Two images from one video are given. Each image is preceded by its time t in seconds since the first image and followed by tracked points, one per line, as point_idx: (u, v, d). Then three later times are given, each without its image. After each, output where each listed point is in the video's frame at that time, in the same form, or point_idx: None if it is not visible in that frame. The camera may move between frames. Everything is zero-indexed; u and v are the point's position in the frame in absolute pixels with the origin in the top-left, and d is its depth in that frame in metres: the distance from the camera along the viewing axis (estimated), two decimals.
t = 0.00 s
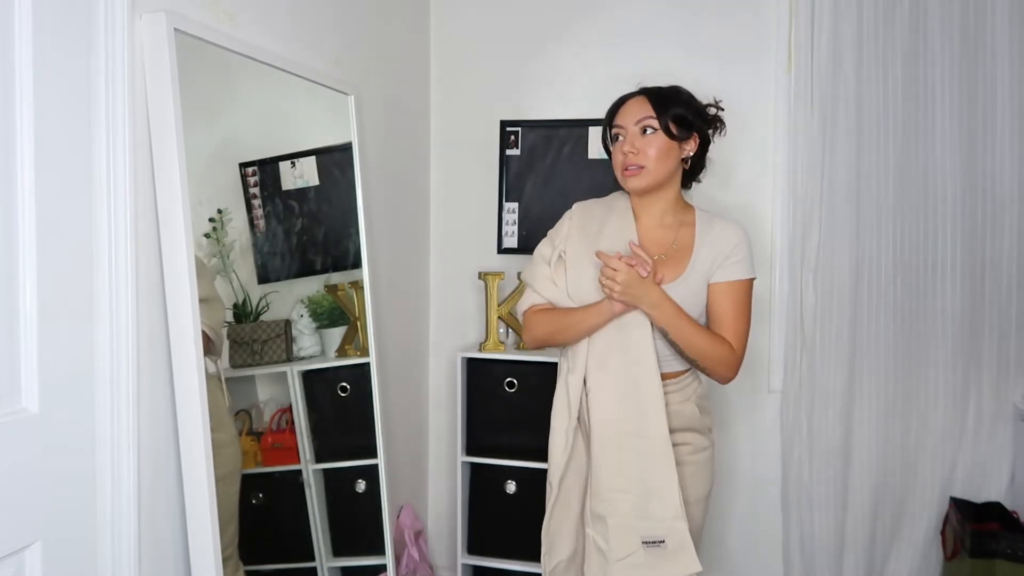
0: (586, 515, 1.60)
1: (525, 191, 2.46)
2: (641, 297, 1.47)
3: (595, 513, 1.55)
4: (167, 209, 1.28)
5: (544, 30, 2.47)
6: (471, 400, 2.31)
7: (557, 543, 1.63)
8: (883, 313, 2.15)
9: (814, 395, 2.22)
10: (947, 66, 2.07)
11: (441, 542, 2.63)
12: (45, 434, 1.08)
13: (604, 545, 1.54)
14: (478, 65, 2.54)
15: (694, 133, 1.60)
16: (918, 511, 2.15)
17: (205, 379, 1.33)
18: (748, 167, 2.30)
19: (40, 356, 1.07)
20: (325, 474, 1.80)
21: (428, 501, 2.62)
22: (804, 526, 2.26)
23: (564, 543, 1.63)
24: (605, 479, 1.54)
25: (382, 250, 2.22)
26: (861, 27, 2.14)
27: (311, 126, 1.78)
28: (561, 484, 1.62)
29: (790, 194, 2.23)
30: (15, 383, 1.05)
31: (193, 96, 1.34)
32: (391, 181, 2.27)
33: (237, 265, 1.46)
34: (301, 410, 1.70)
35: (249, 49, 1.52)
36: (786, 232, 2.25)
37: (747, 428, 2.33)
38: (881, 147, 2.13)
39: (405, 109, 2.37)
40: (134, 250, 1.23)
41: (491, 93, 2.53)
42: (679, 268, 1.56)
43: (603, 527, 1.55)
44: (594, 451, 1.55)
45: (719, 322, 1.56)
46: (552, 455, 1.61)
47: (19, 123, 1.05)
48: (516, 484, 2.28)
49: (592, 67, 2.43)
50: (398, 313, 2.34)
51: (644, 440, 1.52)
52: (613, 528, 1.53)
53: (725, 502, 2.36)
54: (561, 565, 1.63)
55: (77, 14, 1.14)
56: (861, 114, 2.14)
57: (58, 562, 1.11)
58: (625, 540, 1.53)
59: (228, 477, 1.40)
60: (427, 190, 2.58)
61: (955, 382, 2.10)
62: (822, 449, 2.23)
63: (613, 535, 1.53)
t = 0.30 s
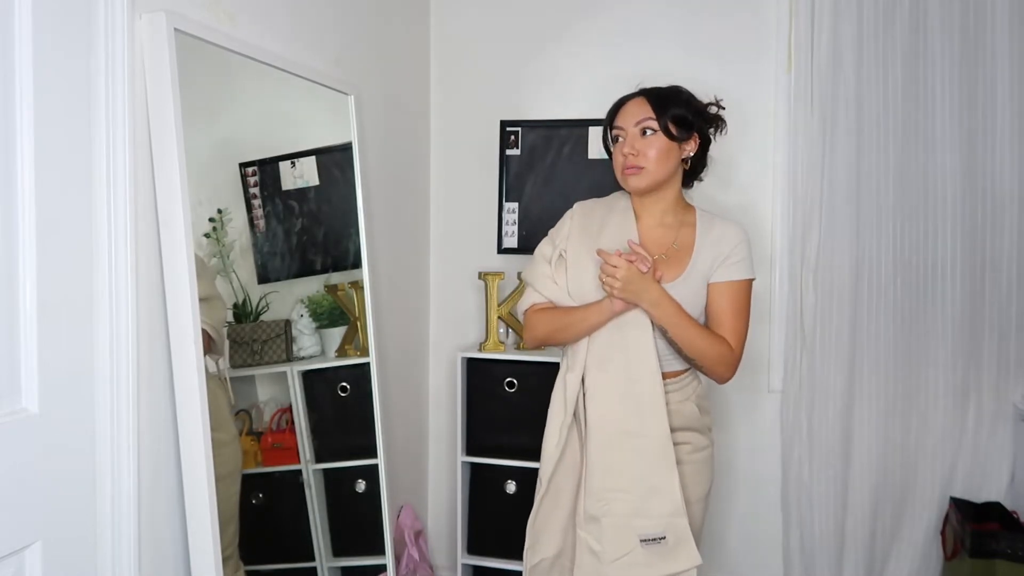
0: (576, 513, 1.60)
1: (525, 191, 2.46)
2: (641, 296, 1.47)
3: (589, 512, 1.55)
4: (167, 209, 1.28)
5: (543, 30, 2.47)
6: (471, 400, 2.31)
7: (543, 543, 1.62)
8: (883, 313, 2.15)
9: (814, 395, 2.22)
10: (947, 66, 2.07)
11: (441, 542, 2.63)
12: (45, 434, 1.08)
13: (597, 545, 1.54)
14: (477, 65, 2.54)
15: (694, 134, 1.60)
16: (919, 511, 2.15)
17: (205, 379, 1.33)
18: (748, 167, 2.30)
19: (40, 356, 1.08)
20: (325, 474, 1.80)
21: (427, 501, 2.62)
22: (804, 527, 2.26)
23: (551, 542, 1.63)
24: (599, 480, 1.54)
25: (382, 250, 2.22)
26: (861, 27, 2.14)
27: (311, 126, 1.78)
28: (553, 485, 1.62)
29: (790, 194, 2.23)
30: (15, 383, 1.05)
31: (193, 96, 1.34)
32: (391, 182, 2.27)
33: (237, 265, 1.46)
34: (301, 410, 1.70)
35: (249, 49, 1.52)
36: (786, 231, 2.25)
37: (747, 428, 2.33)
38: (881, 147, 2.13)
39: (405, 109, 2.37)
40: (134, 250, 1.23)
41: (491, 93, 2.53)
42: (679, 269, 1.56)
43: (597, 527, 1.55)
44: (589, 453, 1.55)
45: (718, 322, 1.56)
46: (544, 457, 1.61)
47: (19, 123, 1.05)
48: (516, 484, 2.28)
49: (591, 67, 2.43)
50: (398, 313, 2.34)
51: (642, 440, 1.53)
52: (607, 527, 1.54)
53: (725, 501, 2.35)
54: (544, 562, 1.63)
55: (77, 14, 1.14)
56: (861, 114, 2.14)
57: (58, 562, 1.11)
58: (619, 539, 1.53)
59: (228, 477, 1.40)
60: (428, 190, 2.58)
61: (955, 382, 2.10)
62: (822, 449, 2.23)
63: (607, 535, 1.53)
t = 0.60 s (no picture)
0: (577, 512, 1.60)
1: (525, 191, 2.46)
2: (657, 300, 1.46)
3: (589, 511, 1.55)
4: (167, 209, 1.28)
5: (543, 30, 2.47)
6: (471, 400, 2.31)
7: (548, 543, 1.62)
8: (883, 313, 2.15)
9: (814, 395, 2.22)
10: (946, 66, 2.07)
11: (441, 542, 2.62)
12: (45, 434, 1.08)
13: (597, 544, 1.54)
14: (477, 65, 2.54)
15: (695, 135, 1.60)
16: (919, 511, 2.15)
17: (205, 378, 1.33)
18: (748, 167, 2.30)
19: (40, 356, 1.08)
20: (325, 474, 1.80)
21: (427, 501, 2.62)
22: (804, 527, 2.26)
23: (553, 542, 1.63)
24: (598, 479, 1.54)
25: (382, 250, 2.22)
26: (861, 27, 2.14)
27: (311, 125, 1.78)
28: (553, 484, 1.62)
29: (790, 194, 2.23)
30: (15, 383, 1.05)
31: (192, 96, 1.34)
32: (391, 181, 2.27)
33: (237, 265, 1.46)
34: (301, 410, 1.70)
35: (249, 49, 1.52)
36: (786, 231, 2.25)
37: (747, 428, 2.33)
38: (881, 147, 2.13)
39: (405, 109, 2.37)
40: (134, 250, 1.23)
41: (491, 93, 2.53)
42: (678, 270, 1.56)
43: (597, 525, 1.55)
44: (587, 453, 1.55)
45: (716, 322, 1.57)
46: (546, 457, 1.61)
47: (19, 123, 1.05)
48: (516, 484, 2.28)
49: (591, 67, 2.43)
50: (398, 313, 2.34)
51: (642, 439, 1.53)
52: (607, 526, 1.53)
53: (725, 502, 2.35)
54: (550, 563, 1.63)
55: (77, 14, 1.14)
56: (861, 114, 2.14)
57: (58, 562, 1.11)
58: (619, 537, 1.53)
59: (228, 477, 1.40)
60: (428, 190, 2.58)
61: (955, 382, 2.11)
62: (822, 449, 2.23)
63: (606, 533, 1.53)
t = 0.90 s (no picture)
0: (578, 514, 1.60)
1: (525, 191, 2.46)
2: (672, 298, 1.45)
3: (589, 513, 1.55)
4: (167, 209, 1.28)
5: (543, 30, 2.47)
6: (471, 400, 2.31)
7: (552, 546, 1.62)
8: (883, 314, 2.15)
9: (814, 396, 2.22)
10: (947, 67, 2.07)
11: (441, 542, 2.63)
12: (45, 434, 1.08)
13: (596, 546, 1.54)
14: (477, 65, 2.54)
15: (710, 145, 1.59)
16: (919, 511, 2.15)
17: (205, 378, 1.33)
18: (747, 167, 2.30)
19: (40, 356, 1.07)
20: (325, 474, 1.80)
21: (427, 501, 2.62)
22: (804, 527, 2.26)
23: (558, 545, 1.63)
24: (597, 482, 1.54)
25: (382, 250, 2.22)
26: (861, 27, 2.14)
27: (311, 125, 1.78)
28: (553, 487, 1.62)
29: (790, 194, 2.23)
30: (15, 383, 1.05)
31: (193, 95, 1.34)
32: (390, 181, 2.27)
33: (237, 264, 1.46)
34: (301, 410, 1.70)
35: (249, 49, 1.52)
36: (786, 230, 2.25)
37: (747, 428, 2.33)
38: (881, 147, 2.13)
39: (405, 108, 2.37)
40: (134, 250, 1.23)
41: (491, 93, 2.53)
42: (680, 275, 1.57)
43: (596, 528, 1.55)
44: (585, 456, 1.55)
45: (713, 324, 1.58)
46: (545, 460, 1.61)
47: (19, 122, 1.05)
48: (517, 484, 2.28)
49: (591, 67, 2.43)
50: (398, 313, 2.34)
51: (640, 441, 1.53)
52: (606, 528, 1.54)
53: (724, 501, 2.35)
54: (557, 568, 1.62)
55: (77, 14, 1.14)
56: (861, 114, 2.14)
57: (58, 562, 1.11)
58: (619, 539, 1.53)
59: (229, 477, 1.40)
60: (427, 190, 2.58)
61: (955, 382, 2.11)
62: (822, 448, 2.23)
63: (607, 535, 1.53)
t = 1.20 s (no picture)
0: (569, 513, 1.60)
1: (525, 191, 2.46)
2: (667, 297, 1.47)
3: (579, 515, 1.55)
4: (167, 209, 1.28)
5: (543, 30, 2.47)
6: (471, 400, 2.31)
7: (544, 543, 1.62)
8: (883, 314, 2.15)
9: (814, 395, 2.22)
10: (947, 68, 2.07)
11: (441, 541, 2.63)
12: (45, 434, 1.08)
13: (583, 547, 1.54)
14: (477, 65, 2.54)
15: (713, 148, 1.57)
16: (919, 511, 2.15)
17: (205, 378, 1.33)
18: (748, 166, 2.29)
19: (40, 356, 1.08)
20: (325, 474, 1.80)
21: (427, 501, 2.62)
22: (803, 527, 2.26)
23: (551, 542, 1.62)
24: (589, 484, 1.54)
25: (382, 250, 2.22)
26: (861, 27, 2.14)
27: (311, 125, 1.78)
28: (547, 483, 1.62)
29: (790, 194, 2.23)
30: (15, 383, 1.05)
31: (193, 95, 1.34)
32: (390, 181, 2.27)
33: (237, 265, 1.46)
34: (301, 410, 1.70)
35: (249, 49, 1.52)
36: (786, 230, 2.24)
37: (747, 427, 2.32)
38: (881, 147, 2.13)
39: (404, 108, 2.37)
40: (134, 250, 1.23)
41: (491, 93, 2.53)
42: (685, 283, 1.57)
43: (585, 529, 1.55)
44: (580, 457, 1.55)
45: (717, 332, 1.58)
46: (540, 458, 1.62)
47: (19, 122, 1.05)
48: (516, 484, 2.28)
49: (591, 67, 2.43)
50: (398, 313, 2.34)
51: (637, 446, 1.52)
52: (595, 531, 1.53)
53: (723, 501, 2.35)
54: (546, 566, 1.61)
55: (76, 14, 1.14)
56: (861, 114, 2.14)
57: (58, 561, 1.11)
58: (606, 543, 1.53)
59: (229, 478, 1.40)
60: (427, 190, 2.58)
61: (955, 382, 2.11)
62: (822, 448, 2.23)
63: (595, 538, 1.53)
